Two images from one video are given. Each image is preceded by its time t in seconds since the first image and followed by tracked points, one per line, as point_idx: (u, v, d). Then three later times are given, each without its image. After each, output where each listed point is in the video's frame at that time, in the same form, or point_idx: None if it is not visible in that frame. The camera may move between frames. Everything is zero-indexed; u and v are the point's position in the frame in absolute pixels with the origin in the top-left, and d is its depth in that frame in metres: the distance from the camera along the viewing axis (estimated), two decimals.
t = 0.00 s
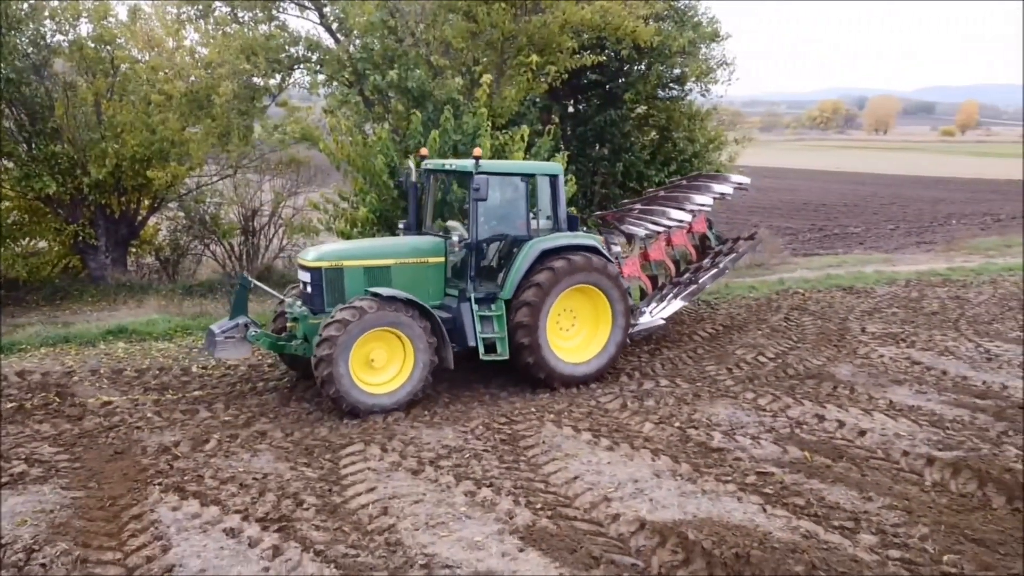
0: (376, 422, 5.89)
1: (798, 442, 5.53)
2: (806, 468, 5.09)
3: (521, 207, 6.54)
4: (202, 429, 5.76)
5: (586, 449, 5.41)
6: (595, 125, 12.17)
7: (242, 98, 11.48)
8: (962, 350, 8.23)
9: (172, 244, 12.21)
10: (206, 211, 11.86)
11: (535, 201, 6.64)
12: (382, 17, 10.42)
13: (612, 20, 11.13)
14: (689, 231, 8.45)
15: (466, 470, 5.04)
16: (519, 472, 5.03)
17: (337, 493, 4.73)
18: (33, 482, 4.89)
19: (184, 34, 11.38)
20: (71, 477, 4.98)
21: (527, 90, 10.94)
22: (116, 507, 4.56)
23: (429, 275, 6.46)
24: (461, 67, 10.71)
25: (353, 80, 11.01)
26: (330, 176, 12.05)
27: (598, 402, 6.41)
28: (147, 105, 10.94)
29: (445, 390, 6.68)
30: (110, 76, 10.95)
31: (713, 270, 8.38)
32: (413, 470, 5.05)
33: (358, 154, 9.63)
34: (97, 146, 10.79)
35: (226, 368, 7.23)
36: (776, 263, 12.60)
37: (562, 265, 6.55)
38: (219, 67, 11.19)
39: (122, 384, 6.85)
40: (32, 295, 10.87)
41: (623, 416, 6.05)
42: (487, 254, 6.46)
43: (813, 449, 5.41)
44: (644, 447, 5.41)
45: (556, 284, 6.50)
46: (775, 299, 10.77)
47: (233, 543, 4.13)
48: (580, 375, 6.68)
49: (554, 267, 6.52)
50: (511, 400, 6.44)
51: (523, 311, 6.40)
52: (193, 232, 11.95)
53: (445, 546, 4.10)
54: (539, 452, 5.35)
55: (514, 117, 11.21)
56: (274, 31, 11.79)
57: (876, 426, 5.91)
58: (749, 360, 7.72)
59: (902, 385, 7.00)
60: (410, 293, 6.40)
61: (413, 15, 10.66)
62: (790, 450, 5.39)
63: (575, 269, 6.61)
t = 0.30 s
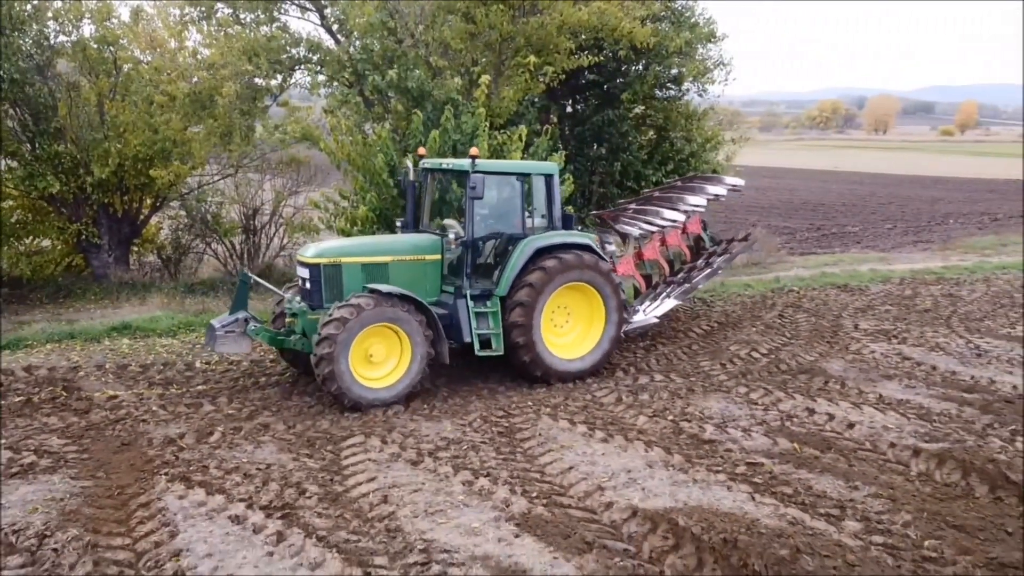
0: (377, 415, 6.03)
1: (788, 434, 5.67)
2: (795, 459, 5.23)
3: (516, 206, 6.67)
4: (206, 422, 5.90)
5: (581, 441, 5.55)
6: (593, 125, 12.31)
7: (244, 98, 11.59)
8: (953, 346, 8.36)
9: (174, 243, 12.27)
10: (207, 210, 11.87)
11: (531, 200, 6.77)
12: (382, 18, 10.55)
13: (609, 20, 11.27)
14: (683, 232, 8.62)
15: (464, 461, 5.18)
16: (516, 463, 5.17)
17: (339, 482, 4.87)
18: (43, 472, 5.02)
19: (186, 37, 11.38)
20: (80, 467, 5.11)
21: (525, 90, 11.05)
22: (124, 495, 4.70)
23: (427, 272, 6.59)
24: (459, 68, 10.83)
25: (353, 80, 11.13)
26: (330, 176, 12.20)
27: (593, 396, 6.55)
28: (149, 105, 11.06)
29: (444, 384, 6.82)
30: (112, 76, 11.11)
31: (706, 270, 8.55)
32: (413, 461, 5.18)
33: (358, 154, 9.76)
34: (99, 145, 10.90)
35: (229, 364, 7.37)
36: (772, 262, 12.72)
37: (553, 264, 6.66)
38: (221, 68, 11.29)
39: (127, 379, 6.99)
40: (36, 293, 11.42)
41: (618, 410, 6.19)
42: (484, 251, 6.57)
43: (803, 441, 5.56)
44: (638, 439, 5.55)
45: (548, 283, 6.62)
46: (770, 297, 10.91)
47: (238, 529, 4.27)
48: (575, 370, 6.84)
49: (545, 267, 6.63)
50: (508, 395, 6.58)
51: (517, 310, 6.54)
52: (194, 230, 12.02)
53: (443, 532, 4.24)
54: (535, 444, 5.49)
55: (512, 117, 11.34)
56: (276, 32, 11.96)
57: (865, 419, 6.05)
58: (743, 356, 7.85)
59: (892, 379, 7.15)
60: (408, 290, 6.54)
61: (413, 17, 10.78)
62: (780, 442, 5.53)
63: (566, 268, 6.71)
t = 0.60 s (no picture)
0: (378, 407, 6.20)
1: (778, 425, 5.84)
2: (784, 448, 5.40)
3: (503, 205, 6.84)
4: (213, 413, 6.07)
5: (577, 431, 5.71)
6: (591, 124, 12.48)
7: (248, 97, 12.17)
8: (943, 340, 8.52)
9: (177, 241, 12.03)
10: (209, 210, 11.93)
11: (518, 198, 6.94)
12: (382, 20, 10.69)
13: (606, 23, 11.36)
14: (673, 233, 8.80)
15: (463, 450, 5.35)
16: (513, 452, 5.33)
17: (342, 469, 5.03)
18: (55, 460, 5.17)
19: (191, 37, 11.84)
20: (91, 456, 5.27)
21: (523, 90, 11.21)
22: (134, 482, 4.86)
23: (416, 268, 6.76)
24: (458, 69, 10.96)
25: (353, 81, 11.27)
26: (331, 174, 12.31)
27: (590, 388, 6.72)
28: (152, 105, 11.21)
29: (443, 378, 7.00)
30: (116, 77, 10.75)
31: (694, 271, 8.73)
32: (414, 450, 5.34)
33: (360, 153, 9.93)
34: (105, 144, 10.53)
35: (233, 358, 7.55)
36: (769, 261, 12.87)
37: (529, 269, 6.78)
38: (225, 68, 11.80)
39: (134, 372, 7.16)
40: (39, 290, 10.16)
41: (613, 402, 6.35)
42: (471, 248, 6.73)
43: (792, 431, 5.72)
44: (632, 429, 5.71)
45: (528, 288, 6.76)
46: (765, 294, 11.07)
47: (245, 513, 4.44)
48: (571, 365, 7.05)
49: (521, 274, 6.75)
50: (506, 387, 6.75)
51: (501, 321, 6.71)
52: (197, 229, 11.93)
53: (443, 516, 4.40)
54: (533, 434, 5.65)
55: (511, 116, 11.51)
56: (278, 32, 12.91)
57: (853, 410, 6.22)
58: (736, 351, 8.02)
59: (881, 373, 7.32)
60: (396, 285, 6.70)
61: (413, 17, 10.94)
62: (770, 432, 5.69)
63: (542, 270, 6.84)
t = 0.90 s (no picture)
0: (379, 398, 6.41)
1: (767, 413, 6.05)
2: (771, 435, 5.61)
3: (477, 202, 7.02)
4: (220, 403, 6.28)
5: (572, 420, 5.92)
6: (589, 123, 12.65)
7: (251, 98, 12.31)
8: (932, 334, 8.72)
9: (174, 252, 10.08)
10: (211, 208, 12.01)
11: (493, 196, 7.11)
12: (383, 21, 10.88)
13: (602, 23, 11.61)
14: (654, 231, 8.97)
15: (462, 437, 5.56)
16: (511, 439, 5.54)
17: (346, 455, 5.24)
18: (69, 446, 5.36)
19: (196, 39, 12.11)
20: (104, 442, 5.47)
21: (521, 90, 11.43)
22: (146, 467, 5.06)
23: (392, 264, 6.93)
24: (457, 69, 11.15)
25: (355, 81, 11.46)
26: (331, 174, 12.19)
27: (586, 380, 6.93)
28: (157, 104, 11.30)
29: (442, 371, 7.22)
30: (118, 76, 10.96)
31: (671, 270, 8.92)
32: (415, 437, 5.55)
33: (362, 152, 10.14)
34: (109, 143, 10.53)
35: (238, 351, 7.76)
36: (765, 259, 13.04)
37: (488, 287, 6.90)
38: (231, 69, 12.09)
39: (142, 365, 7.36)
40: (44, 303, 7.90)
41: (608, 392, 6.56)
42: (446, 245, 6.92)
43: (780, 419, 5.93)
44: (625, 418, 5.92)
45: (494, 304, 6.92)
46: (759, 291, 11.27)
47: (253, 495, 4.65)
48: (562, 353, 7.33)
49: (482, 294, 6.89)
50: (503, 380, 6.97)
51: (480, 341, 6.95)
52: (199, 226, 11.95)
53: (443, 498, 4.60)
54: (530, 423, 5.86)
55: (510, 116, 11.72)
56: (281, 35, 13.17)
57: (840, 400, 6.42)
58: (729, 344, 8.23)
59: (869, 365, 7.53)
60: (373, 281, 6.88)
61: (413, 18, 11.14)
62: (758, 420, 5.89)
63: (502, 284, 6.96)
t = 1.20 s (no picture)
0: (381, 389, 6.64)
1: (756, 402, 6.28)
2: (759, 422, 5.83)
3: (448, 200, 7.19)
4: (227, 393, 6.50)
5: (568, 409, 6.14)
6: (587, 123, 12.85)
7: (253, 99, 12.84)
8: (920, 328, 8.95)
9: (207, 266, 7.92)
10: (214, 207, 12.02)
11: (463, 195, 7.28)
12: (385, 23, 11.06)
13: (598, 25, 11.79)
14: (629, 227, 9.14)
15: (462, 425, 5.78)
16: (509, 426, 5.76)
17: (350, 441, 5.46)
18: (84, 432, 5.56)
19: (200, 40, 12.48)
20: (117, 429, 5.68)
21: (519, 91, 11.66)
22: (158, 451, 5.27)
23: (364, 263, 7.13)
24: (456, 70, 11.33)
25: (357, 81, 11.68)
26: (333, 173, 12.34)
27: (582, 371, 7.16)
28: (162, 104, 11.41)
29: (441, 364, 7.46)
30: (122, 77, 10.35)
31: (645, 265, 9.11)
32: (417, 424, 5.77)
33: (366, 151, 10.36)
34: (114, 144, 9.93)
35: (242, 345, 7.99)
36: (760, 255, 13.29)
37: (451, 314, 7.10)
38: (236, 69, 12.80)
39: (151, 357, 7.57)
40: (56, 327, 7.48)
41: (603, 383, 6.78)
42: (417, 243, 7.12)
43: (768, 408, 6.16)
44: (619, 407, 6.14)
45: (463, 325, 7.15)
46: (753, 287, 11.49)
47: (263, 477, 4.86)
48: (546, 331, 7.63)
49: (450, 320, 7.11)
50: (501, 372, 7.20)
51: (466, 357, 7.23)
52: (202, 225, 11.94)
53: (444, 480, 4.82)
54: (528, 411, 6.08)
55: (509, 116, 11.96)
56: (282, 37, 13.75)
57: (827, 390, 6.65)
58: (722, 338, 8.45)
59: (857, 358, 7.75)
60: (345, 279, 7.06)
61: (414, 20, 11.34)
62: (747, 409, 6.12)
63: (464, 304, 7.14)
